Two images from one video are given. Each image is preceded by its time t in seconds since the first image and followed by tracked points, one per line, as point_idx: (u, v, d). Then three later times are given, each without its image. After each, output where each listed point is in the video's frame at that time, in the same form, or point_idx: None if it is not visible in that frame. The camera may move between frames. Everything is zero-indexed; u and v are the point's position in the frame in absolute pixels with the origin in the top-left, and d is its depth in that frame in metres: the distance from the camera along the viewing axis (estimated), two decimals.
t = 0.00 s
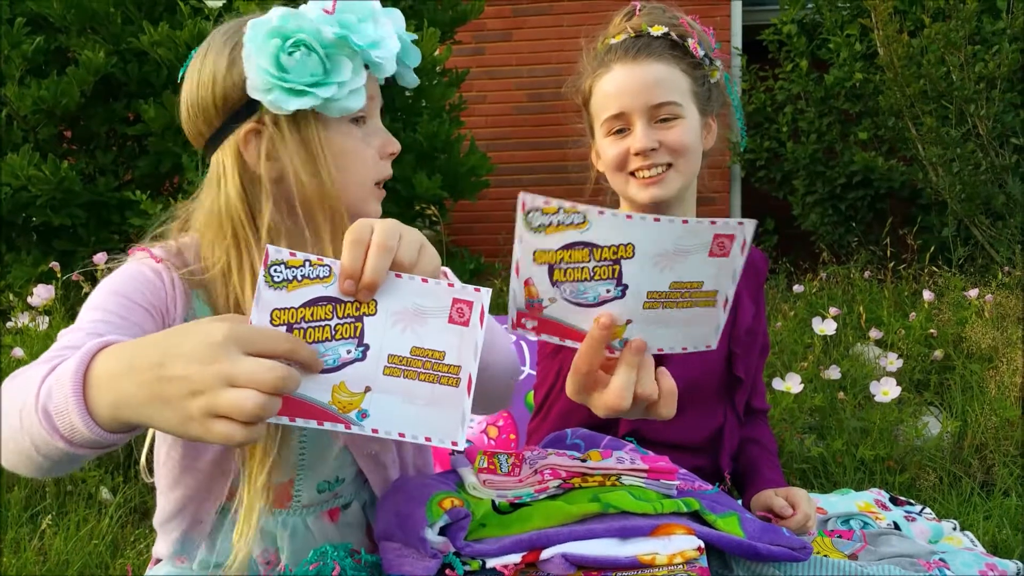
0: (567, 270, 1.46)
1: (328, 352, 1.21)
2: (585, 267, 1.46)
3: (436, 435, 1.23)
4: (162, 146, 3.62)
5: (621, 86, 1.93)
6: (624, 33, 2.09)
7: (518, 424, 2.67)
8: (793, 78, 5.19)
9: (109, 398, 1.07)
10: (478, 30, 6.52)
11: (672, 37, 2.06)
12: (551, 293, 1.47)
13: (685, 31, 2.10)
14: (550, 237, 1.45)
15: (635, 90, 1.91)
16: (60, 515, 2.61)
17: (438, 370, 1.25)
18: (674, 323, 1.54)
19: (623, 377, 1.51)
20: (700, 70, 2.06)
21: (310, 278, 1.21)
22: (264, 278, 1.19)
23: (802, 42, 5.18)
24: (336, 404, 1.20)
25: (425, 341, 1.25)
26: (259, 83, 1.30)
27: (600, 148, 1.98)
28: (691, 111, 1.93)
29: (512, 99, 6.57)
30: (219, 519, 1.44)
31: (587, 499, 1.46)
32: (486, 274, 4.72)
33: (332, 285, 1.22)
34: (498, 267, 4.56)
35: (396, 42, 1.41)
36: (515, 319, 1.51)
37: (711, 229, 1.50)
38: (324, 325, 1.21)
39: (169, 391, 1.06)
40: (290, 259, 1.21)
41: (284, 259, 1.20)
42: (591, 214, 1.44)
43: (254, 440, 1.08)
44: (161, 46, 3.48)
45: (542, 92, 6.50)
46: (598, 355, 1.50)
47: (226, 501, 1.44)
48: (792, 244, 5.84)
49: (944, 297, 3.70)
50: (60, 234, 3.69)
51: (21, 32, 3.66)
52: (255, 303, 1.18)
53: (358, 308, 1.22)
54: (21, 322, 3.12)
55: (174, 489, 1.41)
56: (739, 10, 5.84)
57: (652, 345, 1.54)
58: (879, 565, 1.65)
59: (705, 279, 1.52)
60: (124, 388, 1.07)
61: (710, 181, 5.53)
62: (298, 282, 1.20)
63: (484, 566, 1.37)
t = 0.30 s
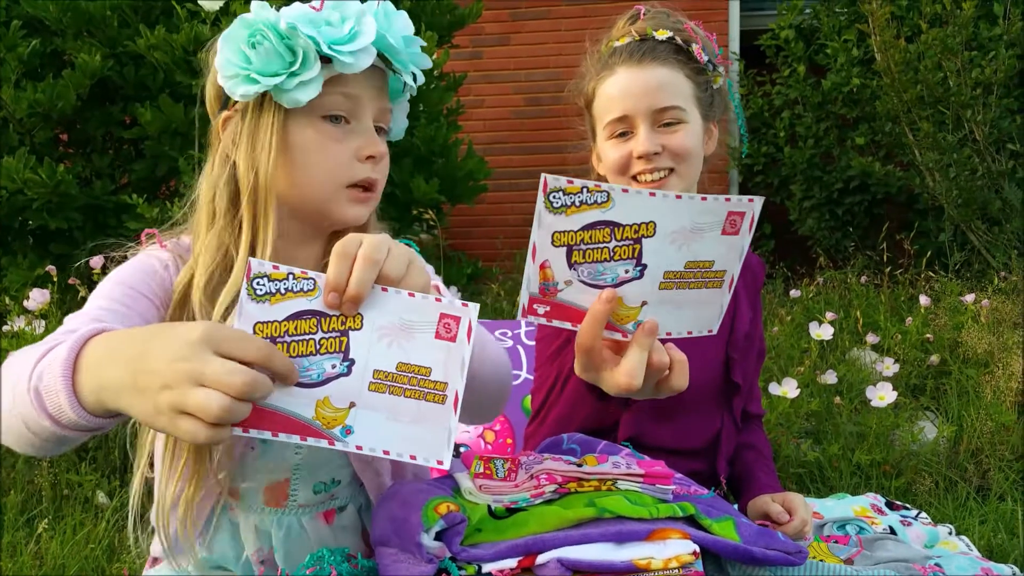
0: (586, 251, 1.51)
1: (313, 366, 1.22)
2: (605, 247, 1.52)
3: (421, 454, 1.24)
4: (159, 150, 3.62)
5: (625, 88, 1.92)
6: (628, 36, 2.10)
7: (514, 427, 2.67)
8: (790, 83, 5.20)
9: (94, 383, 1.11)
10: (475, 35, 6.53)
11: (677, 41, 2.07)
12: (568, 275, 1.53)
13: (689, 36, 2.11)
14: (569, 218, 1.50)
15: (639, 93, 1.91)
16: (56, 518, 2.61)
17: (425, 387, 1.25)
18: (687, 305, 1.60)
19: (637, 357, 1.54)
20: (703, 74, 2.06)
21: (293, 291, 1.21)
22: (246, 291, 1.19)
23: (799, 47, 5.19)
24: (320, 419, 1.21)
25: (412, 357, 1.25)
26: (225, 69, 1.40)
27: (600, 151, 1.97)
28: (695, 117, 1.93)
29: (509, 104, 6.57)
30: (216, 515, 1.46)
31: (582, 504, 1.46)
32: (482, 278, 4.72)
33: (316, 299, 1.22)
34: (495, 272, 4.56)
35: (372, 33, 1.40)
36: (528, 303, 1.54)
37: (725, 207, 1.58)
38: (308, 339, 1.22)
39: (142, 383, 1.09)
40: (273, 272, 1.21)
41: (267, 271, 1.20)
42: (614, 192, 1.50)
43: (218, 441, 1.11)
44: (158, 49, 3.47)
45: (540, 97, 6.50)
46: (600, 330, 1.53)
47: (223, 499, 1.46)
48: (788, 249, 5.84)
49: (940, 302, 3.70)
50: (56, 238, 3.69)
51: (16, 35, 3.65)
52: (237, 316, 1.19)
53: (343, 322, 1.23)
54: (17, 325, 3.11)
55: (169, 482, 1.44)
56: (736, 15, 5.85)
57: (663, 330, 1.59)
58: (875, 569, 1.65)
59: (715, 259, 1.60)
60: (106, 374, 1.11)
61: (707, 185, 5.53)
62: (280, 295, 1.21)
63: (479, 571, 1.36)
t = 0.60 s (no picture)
0: (587, 237, 1.52)
1: (306, 367, 1.25)
2: (605, 232, 1.53)
3: (419, 442, 1.30)
4: (158, 152, 3.62)
5: (626, 90, 1.92)
6: (630, 39, 2.11)
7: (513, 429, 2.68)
8: (789, 85, 5.20)
9: (104, 372, 1.16)
10: (474, 36, 6.53)
11: (680, 44, 2.07)
12: (569, 263, 1.53)
13: (691, 39, 2.12)
14: (568, 202, 1.52)
15: (640, 95, 1.90)
16: (55, 520, 2.61)
17: (418, 377, 1.30)
18: (691, 295, 1.59)
19: (644, 349, 1.53)
20: (705, 76, 2.07)
21: (279, 295, 1.23)
22: (234, 298, 1.22)
23: (798, 49, 5.19)
24: (317, 418, 1.25)
25: (403, 350, 1.30)
26: (222, 75, 1.41)
27: (601, 154, 1.96)
28: (695, 120, 1.93)
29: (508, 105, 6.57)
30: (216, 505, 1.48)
31: (578, 507, 1.46)
32: (481, 280, 4.72)
33: (303, 298, 1.24)
34: (494, 274, 4.56)
35: (357, 34, 1.39)
36: (531, 295, 1.54)
37: (725, 189, 1.59)
38: (299, 340, 1.24)
39: (137, 373, 1.13)
40: (257, 277, 1.23)
41: (252, 277, 1.23)
42: (611, 174, 1.51)
43: (196, 441, 1.13)
44: (157, 51, 3.48)
45: (539, 98, 6.51)
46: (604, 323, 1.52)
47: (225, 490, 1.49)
48: (787, 251, 5.85)
49: (939, 304, 3.71)
50: (56, 240, 3.69)
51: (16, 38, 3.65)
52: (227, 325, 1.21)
53: (332, 321, 1.26)
54: (17, 328, 3.11)
55: (175, 468, 1.49)
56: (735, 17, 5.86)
57: (669, 319, 1.58)
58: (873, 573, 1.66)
59: (719, 245, 1.60)
60: (114, 363, 1.15)
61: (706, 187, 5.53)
62: (268, 299, 1.23)
63: None
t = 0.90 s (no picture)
0: (596, 233, 1.53)
1: (278, 355, 1.32)
2: (613, 228, 1.53)
3: (409, 400, 1.36)
4: (159, 153, 3.63)
5: (630, 92, 1.92)
6: (634, 40, 2.11)
7: (513, 430, 2.68)
8: (791, 87, 5.21)
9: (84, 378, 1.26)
10: (476, 38, 6.54)
11: (683, 45, 2.08)
12: (578, 260, 1.54)
13: (695, 41, 2.12)
14: (576, 198, 1.52)
15: (644, 97, 1.90)
16: (55, 520, 2.61)
17: (392, 340, 1.35)
18: (700, 290, 1.60)
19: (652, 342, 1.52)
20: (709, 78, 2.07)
21: (232, 291, 1.29)
22: (186, 303, 1.27)
23: (800, 52, 5.20)
24: (301, 401, 1.33)
25: (371, 317, 1.34)
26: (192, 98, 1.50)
27: (604, 155, 1.96)
28: (698, 123, 1.93)
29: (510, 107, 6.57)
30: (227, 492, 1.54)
31: (577, 510, 1.46)
32: (482, 281, 4.72)
33: (257, 290, 1.29)
34: (495, 276, 4.57)
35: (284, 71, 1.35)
36: (540, 292, 1.56)
37: (734, 183, 1.58)
38: (264, 330, 1.30)
39: (108, 379, 1.22)
40: (205, 278, 1.28)
41: (199, 279, 1.27)
42: (619, 169, 1.52)
43: (163, 444, 1.23)
44: (158, 52, 3.49)
45: (541, 100, 6.51)
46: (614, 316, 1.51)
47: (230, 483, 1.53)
48: (789, 254, 5.84)
49: (940, 308, 3.70)
50: (57, 240, 3.69)
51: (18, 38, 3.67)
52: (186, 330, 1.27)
53: (292, 304, 1.31)
54: (18, 327, 3.11)
55: (189, 454, 1.56)
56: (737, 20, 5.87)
57: (677, 316, 1.58)
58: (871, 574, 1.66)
59: (728, 240, 1.60)
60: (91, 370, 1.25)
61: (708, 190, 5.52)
62: (221, 298, 1.28)
63: None
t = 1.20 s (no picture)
0: (594, 232, 1.54)
1: (237, 324, 1.36)
2: (612, 227, 1.54)
3: (376, 362, 1.39)
4: (157, 153, 3.64)
5: (626, 88, 1.92)
6: (630, 35, 2.10)
7: (513, 427, 2.69)
8: (789, 82, 5.21)
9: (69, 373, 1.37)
10: (473, 35, 6.54)
11: (680, 41, 2.08)
12: (576, 260, 1.54)
13: (691, 36, 2.12)
14: (575, 197, 1.53)
15: (641, 93, 1.90)
16: (57, 520, 2.62)
17: (352, 301, 1.38)
18: (697, 291, 1.60)
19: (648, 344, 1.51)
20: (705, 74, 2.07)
21: (182, 263, 1.33)
22: (140, 279, 1.32)
23: (797, 46, 5.20)
24: (265, 369, 1.37)
25: (326, 279, 1.37)
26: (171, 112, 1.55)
27: (602, 152, 1.97)
28: (695, 119, 1.93)
29: (507, 104, 6.58)
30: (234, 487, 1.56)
31: (576, 505, 1.46)
32: (481, 278, 4.72)
33: (207, 260, 1.34)
34: (494, 273, 4.57)
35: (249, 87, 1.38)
36: (537, 292, 1.56)
37: (732, 185, 1.59)
38: (220, 300, 1.35)
39: (79, 364, 1.32)
40: (155, 253, 1.33)
41: (150, 254, 1.33)
42: (618, 169, 1.52)
43: (132, 422, 1.30)
44: (156, 52, 3.48)
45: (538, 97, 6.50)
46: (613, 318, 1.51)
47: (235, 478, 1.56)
48: (788, 249, 5.85)
49: (939, 301, 3.71)
50: (56, 242, 3.69)
51: (16, 39, 3.67)
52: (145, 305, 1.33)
53: (244, 272, 1.35)
54: (18, 329, 3.12)
55: (194, 452, 1.58)
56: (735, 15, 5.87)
57: (675, 317, 1.59)
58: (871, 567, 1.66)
59: (726, 241, 1.60)
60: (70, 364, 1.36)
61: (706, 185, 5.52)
62: (173, 271, 1.33)
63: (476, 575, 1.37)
